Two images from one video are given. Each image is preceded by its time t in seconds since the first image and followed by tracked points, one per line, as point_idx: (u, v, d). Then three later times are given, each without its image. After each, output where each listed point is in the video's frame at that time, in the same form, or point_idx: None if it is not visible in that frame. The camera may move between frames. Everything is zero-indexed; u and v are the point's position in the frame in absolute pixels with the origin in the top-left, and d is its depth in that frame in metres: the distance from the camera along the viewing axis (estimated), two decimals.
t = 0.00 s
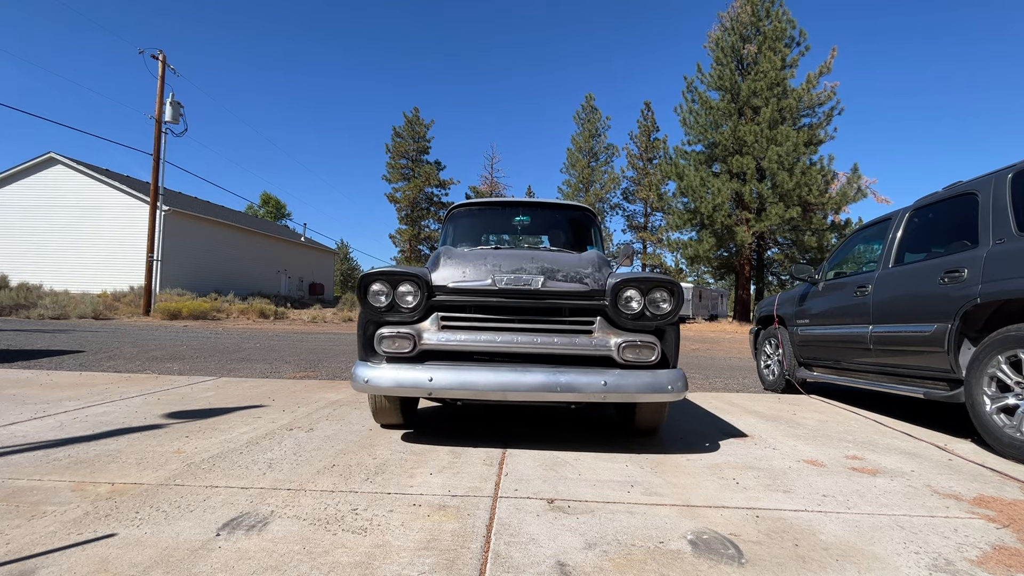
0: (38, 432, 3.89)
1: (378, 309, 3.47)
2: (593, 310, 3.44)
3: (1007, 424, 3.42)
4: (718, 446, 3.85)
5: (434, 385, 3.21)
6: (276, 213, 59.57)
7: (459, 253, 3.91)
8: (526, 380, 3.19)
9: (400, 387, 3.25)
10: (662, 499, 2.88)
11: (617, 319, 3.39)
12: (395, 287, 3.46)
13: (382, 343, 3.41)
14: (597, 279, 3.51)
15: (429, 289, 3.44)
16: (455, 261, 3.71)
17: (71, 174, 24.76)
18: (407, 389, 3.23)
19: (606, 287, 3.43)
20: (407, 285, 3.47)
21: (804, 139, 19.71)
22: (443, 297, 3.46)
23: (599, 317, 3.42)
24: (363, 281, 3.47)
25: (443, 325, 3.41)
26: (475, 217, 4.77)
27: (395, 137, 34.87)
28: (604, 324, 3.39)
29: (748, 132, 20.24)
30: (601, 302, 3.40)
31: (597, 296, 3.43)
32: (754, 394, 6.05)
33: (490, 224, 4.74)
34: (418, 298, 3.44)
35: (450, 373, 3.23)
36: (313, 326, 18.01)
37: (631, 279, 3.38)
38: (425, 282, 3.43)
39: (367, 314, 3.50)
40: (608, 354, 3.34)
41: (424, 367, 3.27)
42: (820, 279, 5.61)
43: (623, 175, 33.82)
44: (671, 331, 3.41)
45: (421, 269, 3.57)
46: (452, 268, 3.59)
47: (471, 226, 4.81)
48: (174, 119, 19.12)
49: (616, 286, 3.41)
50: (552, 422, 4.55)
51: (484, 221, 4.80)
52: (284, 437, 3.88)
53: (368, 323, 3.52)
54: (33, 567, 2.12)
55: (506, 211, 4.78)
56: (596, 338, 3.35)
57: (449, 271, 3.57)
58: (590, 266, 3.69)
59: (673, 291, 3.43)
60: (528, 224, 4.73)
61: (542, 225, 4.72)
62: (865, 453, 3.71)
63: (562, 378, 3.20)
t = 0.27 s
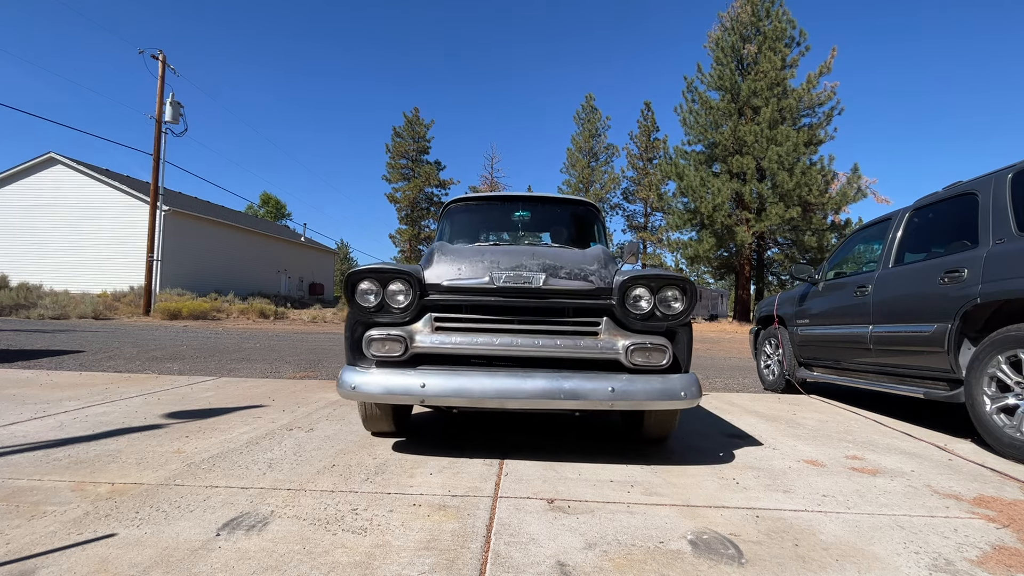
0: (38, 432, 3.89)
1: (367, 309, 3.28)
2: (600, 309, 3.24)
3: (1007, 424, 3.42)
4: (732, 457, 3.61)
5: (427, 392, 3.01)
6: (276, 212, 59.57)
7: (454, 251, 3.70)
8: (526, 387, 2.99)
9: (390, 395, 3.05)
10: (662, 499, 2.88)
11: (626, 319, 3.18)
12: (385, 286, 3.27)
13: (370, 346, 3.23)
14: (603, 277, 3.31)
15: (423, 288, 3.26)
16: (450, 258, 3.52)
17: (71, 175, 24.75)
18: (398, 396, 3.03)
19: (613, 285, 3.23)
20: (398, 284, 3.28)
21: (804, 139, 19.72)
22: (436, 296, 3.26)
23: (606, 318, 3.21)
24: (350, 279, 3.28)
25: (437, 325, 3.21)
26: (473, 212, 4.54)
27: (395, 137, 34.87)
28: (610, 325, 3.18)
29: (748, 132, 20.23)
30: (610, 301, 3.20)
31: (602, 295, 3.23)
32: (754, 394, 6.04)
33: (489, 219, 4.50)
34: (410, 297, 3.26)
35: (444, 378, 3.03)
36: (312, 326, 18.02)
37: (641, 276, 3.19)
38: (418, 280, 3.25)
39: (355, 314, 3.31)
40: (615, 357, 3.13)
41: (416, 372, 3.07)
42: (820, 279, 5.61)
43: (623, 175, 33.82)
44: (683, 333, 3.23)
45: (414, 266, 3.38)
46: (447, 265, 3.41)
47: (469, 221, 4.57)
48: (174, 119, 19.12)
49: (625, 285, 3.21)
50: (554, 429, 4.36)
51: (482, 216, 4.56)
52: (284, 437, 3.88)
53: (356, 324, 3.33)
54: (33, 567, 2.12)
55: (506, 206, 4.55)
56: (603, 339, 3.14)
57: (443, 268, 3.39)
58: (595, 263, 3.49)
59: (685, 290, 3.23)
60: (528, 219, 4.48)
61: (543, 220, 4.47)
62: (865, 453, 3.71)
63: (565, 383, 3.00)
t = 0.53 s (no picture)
0: (38, 432, 3.89)
1: (355, 309, 3.10)
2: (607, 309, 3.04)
3: (1007, 424, 3.41)
4: (748, 469, 3.37)
5: (419, 398, 2.83)
6: (276, 212, 59.58)
7: (452, 246, 3.52)
8: (526, 393, 2.80)
9: (380, 402, 2.88)
10: (662, 499, 2.88)
11: (636, 319, 3.00)
12: (375, 284, 3.09)
13: (359, 349, 3.05)
14: (610, 274, 3.11)
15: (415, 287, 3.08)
16: (446, 254, 3.33)
17: (71, 174, 24.74)
18: (387, 403, 2.86)
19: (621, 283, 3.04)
20: (388, 282, 3.09)
21: (804, 139, 19.73)
22: (430, 295, 3.07)
23: (614, 318, 3.02)
24: (337, 276, 3.09)
25: (430, 327, 3.03)
26: (472, 208, 4.40)
27: (395, 137, 34.86)
28: (618, 326, 3.00)
29: (748, 132, 20.22)
30: (619, 300, 3.01)
31: (610, 294, 3.04)
32: (754, 394, 6.04)
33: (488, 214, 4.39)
34: (401, 296, 3.08)
35: (437, 384, 2.85)
36: (312, 326, 18.02)
37: (652, 274, 2.99)
38: (410, 277, 3.07)
39: (342, 314, 3.12)
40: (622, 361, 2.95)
41: (407, 378, 2.90)
42: (820, 279, 5.61)
43: (623, 175, 33.81)
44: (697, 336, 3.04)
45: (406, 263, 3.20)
46: (443, 262, 3.22)
47: (467, 216, 4.45)
48: (174, 119, 19.12)
49: (635, 283, 3.02)
50: (559, 435, 4.21)
51: (480, 212, 4.44)
52: (284, 437, 3.88)
53: (343, 325, 3.14)
54: (33, 567, 2.12)
55: (504, 200, 4.43)
56: (611, 342, 2.95)
57: (439, 265, 3.19)
58: (601, 259, 3.30)
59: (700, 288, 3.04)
60: (528, 214, 4.39)
61: (543, 215, 4.39)
62: (865, 453, 3.71)
63: (568, 390, 2.82)
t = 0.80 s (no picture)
0: (38, 432, 3.89)
1: (342, 309, 2.90)
2: (615, 310, 2.84)
3: (1007, 424, 3.42)
4: (764, 482, 3.15)
5: (410, 407, 2.62)
6: (277, 213, 59.56)
7: (446, 242, 3.31)
8: (527, 401, 2.60)
9: (367, 410, 2.66)
10: (662, 499, 2.88)
11: (646, 320, 2.80)
12: (363, 282, 2.88)
13: (345, 353, 2.84)
14: (618, 271, 2.91)
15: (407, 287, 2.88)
16: (441, 250, 3.12)
17: (71, 174, 24.74)
18: (375, 412, 2.64)
19: (630, 281, 2.84)
20: (378, 279, 2.89)
21: (803, 139, 19.73)
22: (422, 294, 2.86)
23: (621, 320, 2.82)
24: (322, 274, 2.88)
25: (423, 328, 2.81)
26: (470, 204, 4.26)
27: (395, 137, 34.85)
28: (627, 328, 2.79)
29: (748, 132, 20.23)
30: (627, 300, 2.81)
31: (618, 293, 2.83)
32: (754, 394, 6.04)
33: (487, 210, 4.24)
34: (391, 295, 2.87)
35: (430, 391, 2.63)
36: (312, 326, 18.02)
37: (663, 272, 2.80)
38: (401, 275, 2.85)
39: (328, 315, 2.92)
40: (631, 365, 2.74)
41: (398, 384, 2.68)
42: (820, 279, 5.61)
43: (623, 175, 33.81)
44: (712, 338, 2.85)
45: (398, 259, 2.99)
46: (437, 259, 3.01)
47: (466, 213, 4.30)
48: (174, 119, 19.12)
49: (644, 281, 2.82)
50: (559, 439, 4.06)
51: (479, 208, 4.28)
52: (284, 437, 3.88)
53: (330, 326, 2.93)
54: (33, 567, 2.12)
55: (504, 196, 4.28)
56: (618, 345, 2.75)
57: (432, 261, 2.99)
58: (608, 255, 3.10)
59: (715, 286, 2.84)
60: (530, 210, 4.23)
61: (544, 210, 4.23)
62: (865, 453, 3.71)
63: (572, 398, 2.60)
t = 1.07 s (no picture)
0: (38, 432, 3.89)
1: (327, 308, 2.72)
2: (622, 310, 2.67)
3: (1007, 424, 3.41)
4: (783, 495, 2.95)
5: (399, 415, 2.44)
6: (277, 213, 59.52)
7: (440, 237, 3.12)
8: (527, 409, 2.42)
9: (353, 419, 2.48)
10: (662, 500, 2.88)
11: (656, 320, 2.63)
12: (350, 280, 2.70)
13: (330, 356, 2.66)
14: (625, 268, 2.74)
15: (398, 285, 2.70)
16: (434, 246, 2.94)
17: (71, 174, 24.74)
18: (361, 421, 2.47)
19: (639, 278, 2.67)
20: (365, 276, 2.71)
21: (803, 139, 19.74)
22: (414, 293, 2.68)
23: (629, 321, 2.65)
24: (305, 271, 2.70)
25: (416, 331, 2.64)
26: (468, 199, 4.05)
27: (395, 137, 34.83)
28: (635, 329, 2.62)
29: (748, 132, 20.22)
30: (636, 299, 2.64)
31: (626, 292, 2.67)
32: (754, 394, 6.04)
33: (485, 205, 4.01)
34: (380, 294, 2.69)
35: (421, 398, 2.46)
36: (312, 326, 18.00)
37: (675, 268, 2.63)
38: (390, 272, 2.67)
39: (312, 315, 2.74)
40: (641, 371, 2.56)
41: (387, 391, 2.51)
42: (820, 279, 5.60)
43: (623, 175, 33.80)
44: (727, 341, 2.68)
45: (388, 255, 2.80)
46: (430, 254, 2.84)
47: (463, 207, 4.07)
48: (174, 119, 19.12)
49: (654, 278, 2.65)
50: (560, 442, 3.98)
51: (477, 202, 4.06)
52: (284, 437, 3.88)
53: (314, 328, 2.76)
54: (33, 567, 2.12)
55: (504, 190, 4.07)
56: (626, 349, 2.58)
57: (425, 258, 2.81)
58: (615, 252, 2.94)
59: (732, 284, 2.66)
60: (530, 205, 4.01)
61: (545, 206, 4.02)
62: (865, 453, 3.71)
63: (576, 406, 2.43)
